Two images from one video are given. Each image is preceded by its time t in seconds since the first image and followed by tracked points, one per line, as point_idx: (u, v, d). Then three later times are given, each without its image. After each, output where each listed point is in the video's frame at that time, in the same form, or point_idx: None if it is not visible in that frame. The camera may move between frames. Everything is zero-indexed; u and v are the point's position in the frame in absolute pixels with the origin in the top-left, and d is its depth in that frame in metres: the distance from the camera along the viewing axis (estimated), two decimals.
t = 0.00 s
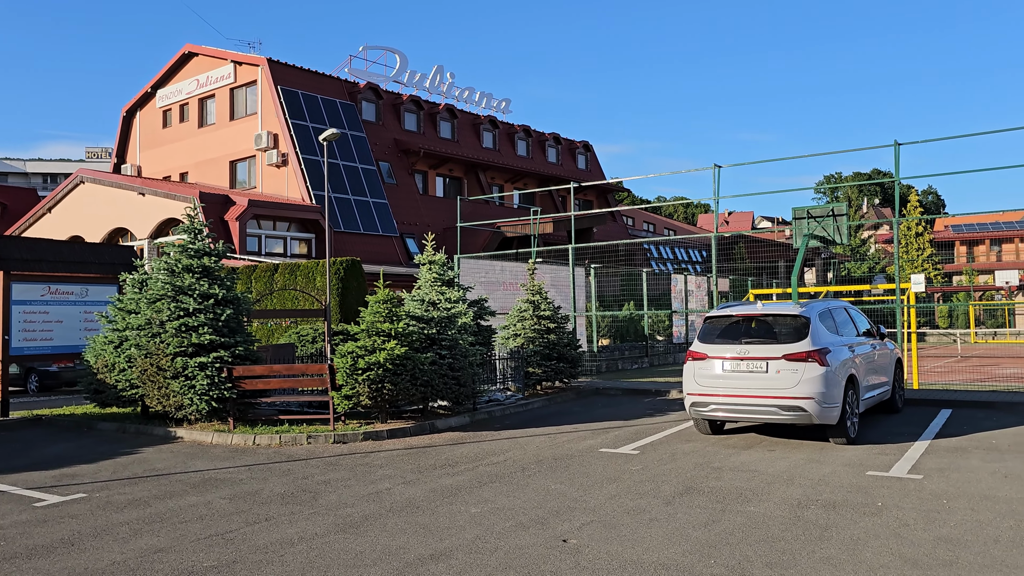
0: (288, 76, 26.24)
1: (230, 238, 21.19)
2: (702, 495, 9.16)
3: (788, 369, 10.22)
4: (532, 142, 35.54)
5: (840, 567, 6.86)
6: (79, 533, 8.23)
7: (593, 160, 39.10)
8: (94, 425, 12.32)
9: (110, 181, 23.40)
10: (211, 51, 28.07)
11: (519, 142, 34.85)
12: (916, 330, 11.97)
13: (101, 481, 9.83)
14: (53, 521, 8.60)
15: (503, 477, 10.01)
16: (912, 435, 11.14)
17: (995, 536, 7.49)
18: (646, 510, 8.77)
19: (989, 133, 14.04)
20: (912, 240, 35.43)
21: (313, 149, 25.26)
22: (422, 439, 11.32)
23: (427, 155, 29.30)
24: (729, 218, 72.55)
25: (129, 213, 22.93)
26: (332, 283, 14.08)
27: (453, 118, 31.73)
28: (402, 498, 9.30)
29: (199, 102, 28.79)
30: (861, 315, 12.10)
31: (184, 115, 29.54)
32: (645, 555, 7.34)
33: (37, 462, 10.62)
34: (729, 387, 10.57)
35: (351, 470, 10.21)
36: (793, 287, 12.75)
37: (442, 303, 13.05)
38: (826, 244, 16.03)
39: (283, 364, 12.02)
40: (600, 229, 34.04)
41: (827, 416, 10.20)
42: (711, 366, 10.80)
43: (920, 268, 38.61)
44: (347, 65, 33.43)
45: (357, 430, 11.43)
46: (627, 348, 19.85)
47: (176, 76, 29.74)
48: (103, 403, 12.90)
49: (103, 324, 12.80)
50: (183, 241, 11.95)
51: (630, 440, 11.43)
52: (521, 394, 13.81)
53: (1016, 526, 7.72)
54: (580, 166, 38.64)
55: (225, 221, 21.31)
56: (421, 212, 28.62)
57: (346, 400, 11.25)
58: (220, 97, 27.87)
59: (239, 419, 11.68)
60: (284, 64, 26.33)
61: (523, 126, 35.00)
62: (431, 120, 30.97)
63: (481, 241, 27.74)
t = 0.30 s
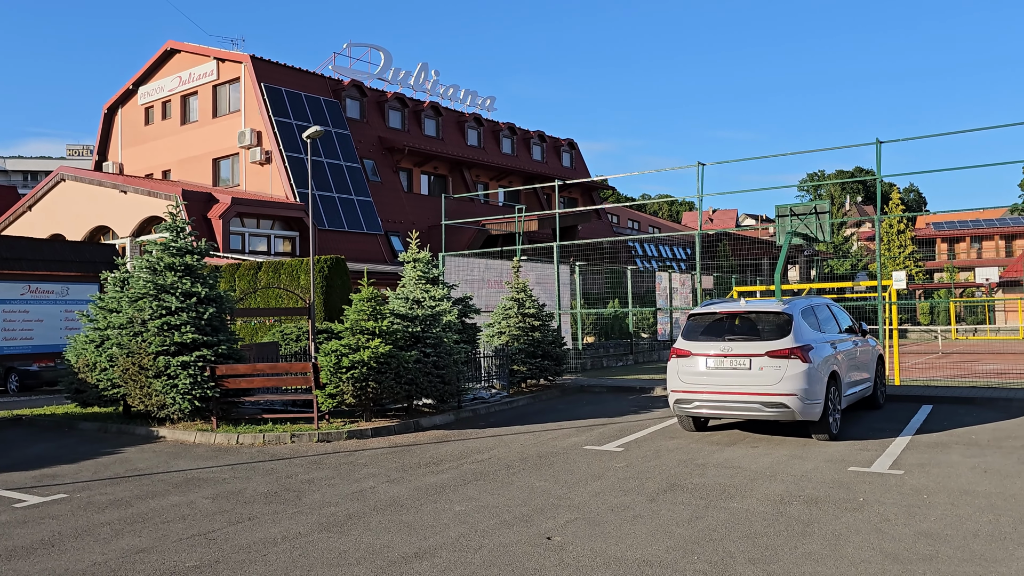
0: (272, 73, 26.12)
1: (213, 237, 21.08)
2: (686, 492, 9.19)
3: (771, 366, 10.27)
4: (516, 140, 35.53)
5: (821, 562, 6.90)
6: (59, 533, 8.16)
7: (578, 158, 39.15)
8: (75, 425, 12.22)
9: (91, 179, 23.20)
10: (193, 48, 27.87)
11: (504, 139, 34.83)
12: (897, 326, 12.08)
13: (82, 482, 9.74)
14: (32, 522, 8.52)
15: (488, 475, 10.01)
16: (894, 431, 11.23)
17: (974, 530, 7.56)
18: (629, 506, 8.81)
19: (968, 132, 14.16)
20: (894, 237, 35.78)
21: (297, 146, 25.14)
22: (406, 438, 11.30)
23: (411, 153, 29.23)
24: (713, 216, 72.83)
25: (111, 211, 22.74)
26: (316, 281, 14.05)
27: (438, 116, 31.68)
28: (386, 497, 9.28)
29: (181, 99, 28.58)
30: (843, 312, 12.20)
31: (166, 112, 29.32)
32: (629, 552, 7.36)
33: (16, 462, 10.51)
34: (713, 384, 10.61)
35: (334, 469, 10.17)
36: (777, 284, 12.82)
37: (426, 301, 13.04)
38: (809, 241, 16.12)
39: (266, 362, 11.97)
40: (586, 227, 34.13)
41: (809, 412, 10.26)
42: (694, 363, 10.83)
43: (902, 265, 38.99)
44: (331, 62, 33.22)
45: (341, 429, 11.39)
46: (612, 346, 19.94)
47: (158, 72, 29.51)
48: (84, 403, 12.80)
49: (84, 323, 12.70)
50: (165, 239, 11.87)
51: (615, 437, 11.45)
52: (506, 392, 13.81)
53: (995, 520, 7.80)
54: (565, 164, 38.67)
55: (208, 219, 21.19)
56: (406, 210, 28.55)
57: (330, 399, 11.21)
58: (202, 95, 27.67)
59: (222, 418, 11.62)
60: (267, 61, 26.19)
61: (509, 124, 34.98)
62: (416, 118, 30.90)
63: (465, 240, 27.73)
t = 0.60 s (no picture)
0: (255, 71, 25.99)
1: (196, 236, 20.97)
2: (669, 490, 9.22)
3: (753, 364, 10.32)
4: (501, 139, 35.52)
5: (803, 559, 6.93)
6: (39, 536, 8.08)
7: (562, 157, 39.20)
8: (55, 426, 12.12)
9: (72, 177, 22.98)
10: (176, 46, 27.70)
11: (489, 138, 34.82)
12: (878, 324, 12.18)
13: (62, 483, 9.64)
14: (11, 524, 8.43)
15: (472, 474, 10.00)
16: (875, 428, 11.32)
17: (954, 526, 7.63)
18: (613, 504, 8.84)
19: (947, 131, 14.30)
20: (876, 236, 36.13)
21: (280, 145, 25.02)
22: (390, 437, 11.27)
23: (395, 152, 29.16)
24: (696, 215, 73.14)
25: (92, 210, 22.53)
26: (299, 280, 14.01)
27: (422, 115, 31.63)
28: (369, 496, 9.25)
29: (164, 97, 28.38)
30: (825, 310, 12.28)
31: (148, 110, 29.10)
32: (613, 550, 7.37)
33: None
34: (696, 382, 10.65)
35: (318, 468, 10.13)
36: (760, 283, 12.89)
37: (410, 300, 13.03)
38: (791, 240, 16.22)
39: (249, 362, 11.91)
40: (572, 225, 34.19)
41: (792, 409, 10.32)
42: (677, 361, 10.86)
43: (883, 264, 39.38)
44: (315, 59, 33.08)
45: (324, 428, 11.35)
46: (597, 345, 20.00)
47: (140, 70, 29.29)
48: (65, 404, 12.69)
49: (64, 323, 12.59)
50: (147, 238, 11.80)
51: (598, 435, 11.48)
52: (490, 391, 13.82)
53: (974, 516, 7.88)
54: (549, 163, 38.70)
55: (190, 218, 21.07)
56: (390, 209, 28.49)
57: (313, 399, 11.16)
58: (185, 93, 27.49)
59: (204, 418, 11.55)
60: (250, 59, 26.07)
61: (493, 123, 34.97)
62: (400, 117, 30.84)
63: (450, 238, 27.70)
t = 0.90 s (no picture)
0: (235, 70, 25.84)
1: (176, 236, 20.83)
2: (650, 489, 9.25)
3: (734, 363, 10.38)
4: (483, 139, 35.51)
5: (783, 558, 6.95)
6: (14, 539, 7.97)
7: (545, 157, 39.24)
8: (32, 428, 12.01)
9: (50, 176, 22.73)
10: (155, 44, 27.49)
11: (471, 138, 34.81)
12: (857, 324, 12.28)
13: (38, 486, 9.51)
14: None
15: (453, 474, 9.98)
16: (854, 426, 11.40)
17: (930, 523, 7.71)
18: (594, 503, 8.85)
19: (924, 133, 14.45)
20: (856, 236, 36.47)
21: (261, 145, 24.88)
22: (371, 437, 11.24)
23: (377, 151, 29.08)
24: (678, 215, 73.52)
25: (71, 209, 22.29)
26: (280, 281, 13.97)
27: (404, 115, 31.58)
28: (350, 497, 9.20)
29: (143, 95, 28.15)
30: (805, 310, 12.37)
31: (127, 109, 28.86)
32: (593, 550, 7.38)
33: None
34: (677, 382, 10.69)
35: (298, 470, 10.08)
36: (740, 282, 12.96)
37: (392, 300, 13.00)
38: (771, 240, 16.32)
39: (230, 363, 11.84)
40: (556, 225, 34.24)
41: (772, 409, 10.38)
42: (659, 361, 10.90)
43: (863, 264, 39.78)
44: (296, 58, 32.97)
45: (305, 429, 11.30)
46: (579, 344, 20.07)
47: (119, 68, 29.04)
48: (42, 405, 12.56)
49: (41, 323, 12.46)
50: (125, 237, 11.69)
51: (579, 435, 11.50)
52: (472, 391, 13.81)
53: (951, 514, 7.95)
54: (532, 163, 38.73)
55: (169, 218, 20.92)
56: (372, 209, 28.41)
57: (294, 399, 11.11)
58: (164, 91, 27.27)
59: (184, 419, 11.47)
60: (231, 58, 25.91)
61: (476, 122, 34.97)
62: (382, 117, 30.78)
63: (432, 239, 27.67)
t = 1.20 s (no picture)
0: (217, 69, 25.68)
1: (155, 236, 20.68)
2: (630, 489, 9.27)
3: (714, 364, 10.42)
4: (466, 140, 35.50)
5: (761, 558, 6.99)
6: None
7: (528, 158, 39.27)
8: (8, 430, 11.87)
9: (29, 175, 22.47)
10: (135, 42, 27.28)
11: (454, 139, 34.79)
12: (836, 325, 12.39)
13: (12, 489, 9.39)
14: None
15: (434, 475, 9.96)
16: (832, 426, 11.50)
17: (907, 522, 7.78)
18: (574, 504, 8.86)
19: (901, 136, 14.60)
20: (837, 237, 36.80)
21: (242, 144, 24.73)
22: (352, 439, 11.20)
23: (360, 151, 28.99)
24: (661, 216, 73.83)
25: (50, 208, 22.03)
26: (261, 281, 13.94)
27: (387, 115, 31.51)
28: (330, 499, 9.16)
29: (122, 94, 27.91)
30: (785, 311, 12.45)
31: (106, 107, 28.61)
32: (573, 550, 7.39)
33: None
34: (658, 382, 10.73)
35: (278, 471, 10.02)
36: (721, 283, 13.03)
37: (373, 301, 12.97)
38: (752, 241, 16.42)
39: (210, 364, 11.77)
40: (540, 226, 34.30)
41: (751, 409, 10.43)
42: (640, 362, 10.93)
43: (843, 265, 40.17)
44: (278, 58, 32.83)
45: (285, 431, 11.24)
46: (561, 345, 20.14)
47: (98, 66, 28.76)
48: (17, 407, 12.42)
49: (17, 324, 12.32)
50: (103, 237, 11.59)
51: (561, 436, 11.52)
52: (454, 392, 13.81)
53: (927, 513, 8.02)
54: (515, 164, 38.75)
55: (150, 217, 20.76)
56: (355, 209, 28.31)
57: (274, 401, 11.06)
58: (145, 90, 27.06)
59: (163, 421, 11.38)
60: (212, 57, 25.75)
61: (458, 123, 34.94)
62: (365, 116, 30.69)
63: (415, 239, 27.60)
